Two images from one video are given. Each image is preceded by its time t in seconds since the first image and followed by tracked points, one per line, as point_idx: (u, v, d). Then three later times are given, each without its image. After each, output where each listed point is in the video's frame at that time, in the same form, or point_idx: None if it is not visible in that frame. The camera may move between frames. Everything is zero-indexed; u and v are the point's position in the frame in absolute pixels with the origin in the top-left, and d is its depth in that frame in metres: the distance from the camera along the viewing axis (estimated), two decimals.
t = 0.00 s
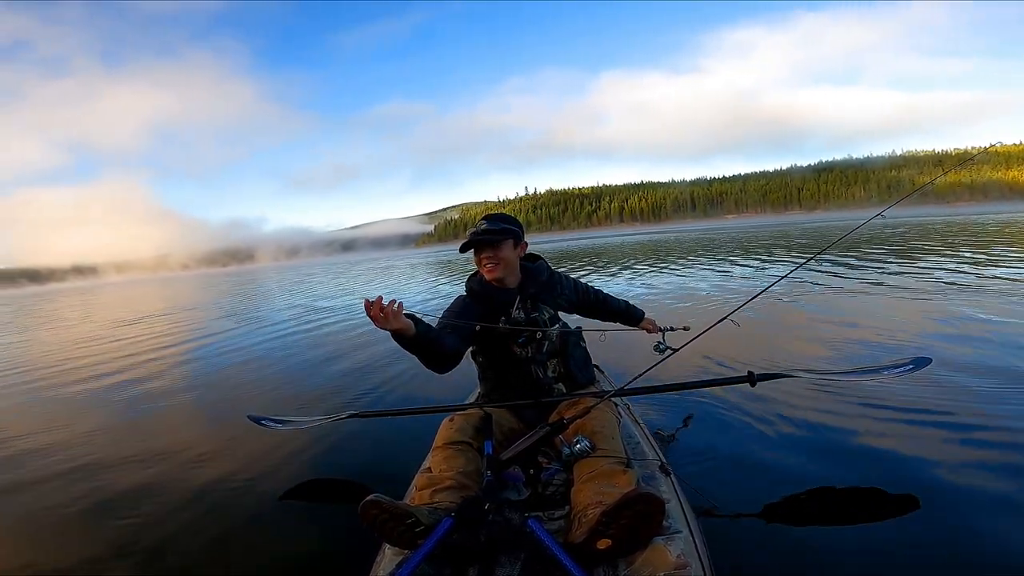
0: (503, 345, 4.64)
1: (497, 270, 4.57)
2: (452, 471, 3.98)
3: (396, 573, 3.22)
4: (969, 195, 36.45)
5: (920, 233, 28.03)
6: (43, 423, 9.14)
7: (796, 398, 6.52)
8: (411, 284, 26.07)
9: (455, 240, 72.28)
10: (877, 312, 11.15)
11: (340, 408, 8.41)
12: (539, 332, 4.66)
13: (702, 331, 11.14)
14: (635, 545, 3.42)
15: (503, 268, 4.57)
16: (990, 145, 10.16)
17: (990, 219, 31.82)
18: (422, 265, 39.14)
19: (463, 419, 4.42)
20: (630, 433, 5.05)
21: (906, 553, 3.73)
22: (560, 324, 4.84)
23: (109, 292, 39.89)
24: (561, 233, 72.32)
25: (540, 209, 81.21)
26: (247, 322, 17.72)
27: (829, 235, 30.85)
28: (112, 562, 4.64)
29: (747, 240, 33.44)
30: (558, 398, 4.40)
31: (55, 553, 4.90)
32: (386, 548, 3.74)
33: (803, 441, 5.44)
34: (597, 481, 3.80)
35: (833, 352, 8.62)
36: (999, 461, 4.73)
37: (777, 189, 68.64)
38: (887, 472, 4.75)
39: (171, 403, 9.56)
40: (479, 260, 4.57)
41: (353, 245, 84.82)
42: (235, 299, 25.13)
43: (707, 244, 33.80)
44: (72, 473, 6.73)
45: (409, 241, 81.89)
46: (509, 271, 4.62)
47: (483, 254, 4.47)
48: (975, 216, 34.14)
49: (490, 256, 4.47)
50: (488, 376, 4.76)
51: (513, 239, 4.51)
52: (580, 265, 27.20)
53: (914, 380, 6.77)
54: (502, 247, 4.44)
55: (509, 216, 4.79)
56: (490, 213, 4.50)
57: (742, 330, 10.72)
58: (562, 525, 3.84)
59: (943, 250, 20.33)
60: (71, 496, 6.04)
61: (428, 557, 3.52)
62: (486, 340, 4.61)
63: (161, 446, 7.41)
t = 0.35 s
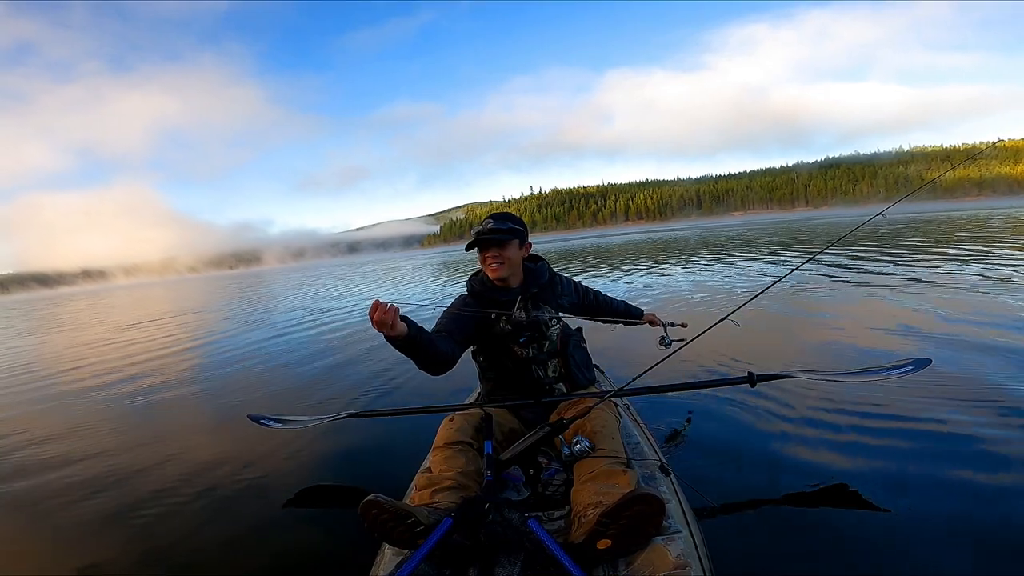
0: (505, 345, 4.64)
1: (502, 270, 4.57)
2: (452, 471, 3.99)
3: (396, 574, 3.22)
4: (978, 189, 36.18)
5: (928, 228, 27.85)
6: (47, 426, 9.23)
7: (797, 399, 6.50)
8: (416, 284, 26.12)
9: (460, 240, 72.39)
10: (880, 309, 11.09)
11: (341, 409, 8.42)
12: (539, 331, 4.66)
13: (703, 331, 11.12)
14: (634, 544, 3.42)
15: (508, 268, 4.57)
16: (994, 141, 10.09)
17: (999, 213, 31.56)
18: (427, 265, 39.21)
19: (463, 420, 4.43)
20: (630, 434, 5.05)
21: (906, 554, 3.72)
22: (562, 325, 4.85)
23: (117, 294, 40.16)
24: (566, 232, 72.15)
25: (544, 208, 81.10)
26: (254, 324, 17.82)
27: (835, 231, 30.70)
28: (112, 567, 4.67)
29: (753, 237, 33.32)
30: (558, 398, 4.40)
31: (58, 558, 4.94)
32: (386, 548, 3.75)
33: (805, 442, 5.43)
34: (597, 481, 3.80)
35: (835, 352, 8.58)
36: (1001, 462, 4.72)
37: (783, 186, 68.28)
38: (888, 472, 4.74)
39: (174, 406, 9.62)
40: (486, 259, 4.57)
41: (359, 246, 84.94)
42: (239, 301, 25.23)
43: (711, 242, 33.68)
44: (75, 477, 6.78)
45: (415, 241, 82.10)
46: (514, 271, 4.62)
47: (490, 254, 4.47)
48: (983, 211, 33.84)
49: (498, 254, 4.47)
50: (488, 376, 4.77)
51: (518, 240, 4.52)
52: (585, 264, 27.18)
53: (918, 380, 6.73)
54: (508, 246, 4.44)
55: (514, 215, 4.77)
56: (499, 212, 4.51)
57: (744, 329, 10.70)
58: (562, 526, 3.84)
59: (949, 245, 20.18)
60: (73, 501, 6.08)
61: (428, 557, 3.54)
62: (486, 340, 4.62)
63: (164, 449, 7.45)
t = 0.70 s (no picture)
0: (506, 345, 4.63)
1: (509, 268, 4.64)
2: (452, 471, 3.99)
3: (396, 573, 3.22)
4: (983, 188, 36.09)
5: (934, 228, 27.74)
6: (50, 426, 9.26)
7: (799, 399, 6.49)
8: (419, 284, 26.15)
9: (466, 240, 72.45)
10: (882, 310, 11.06)
11: (342, 409, 8.42)
12: (541, 331, 4.66)
13: (703, 331, 11.12)
14: (635, 545, 3.42)
15: (516, 267, 4.63)
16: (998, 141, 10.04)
17: (1005, 213, 31.42)
18: (431, 265, 39.23)
19: (463, 420, 4.43)
20: (630, 434, 5.05)
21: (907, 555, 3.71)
22: (563, 324, 4.85)
23: (122, 294, 40.26)
24: (569, 232, 72.15)
25: (548, 208, 81.05)
26: (257, 323, 17.87)
27: (840, 231, 30.62)
28: (111, 566, 4.68)
29: (757, 237, 33.25)
30: (559, 398, 4.40)
31: (59, 557, 4.95)
32: (386, 548, 3.75)
33: (805, 443, 5.43)
34: (597, 481, 3.80)
35: (836, 352, 8.56)
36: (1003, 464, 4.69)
37: (789, 186, 68.03)
38: (889, 474, 4.73)
39: (176, 404, 9.63)
40: (496, 255, 4.65)
41: (365, 246, 85.07)
42: (243, 301, 25.26)
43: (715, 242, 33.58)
44: (77, 476, 6.79)
45: (419, 241, 82.27)
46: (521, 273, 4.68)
47: (503, 250, 4.56)
48: (991, 210, 33.66)
49: (510, 251, 4.56)
50: (490, 376, 4.76)
51: (531, 241, 4.63)
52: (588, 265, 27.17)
53: (920, 382, 6.70)
54: (521, 244, 4.54)
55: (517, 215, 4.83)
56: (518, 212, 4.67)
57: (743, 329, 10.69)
58: (562, 525, 3.85)
59: (953, 245, 20.09)
60: (74, 500, 6.10)
61: (428, 557, 3.54)
62: (489, 340, 4.61)
63: (165, 448, 7.46)
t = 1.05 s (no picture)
0: (506, 345, 4.64)
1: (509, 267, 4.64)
2: (452, 471, 3.99)
3: (396, 574, 3.22)
4: (989, 189, 36.00)
5: (939, 229, 27.66)
6: (49, 423, 9.25)
7: (798, 401, 6.48)
8: (421, 283, 26.16)
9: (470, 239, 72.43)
10: (881, 311, 11.06)
11: (342, 408, 8.41)
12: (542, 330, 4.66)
13: (701, 331, 11.13)
14: (635, 545, 3.42)
15: (515, 266, 4.63)
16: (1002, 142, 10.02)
17: (1011, 213, 31.30)
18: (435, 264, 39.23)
19: (463, 420, 4.43)
20: (630, 434, 5.05)
21: (904, 558, 3.72)
22: (563, 323, 4.85)
23: (125, 293, 40.35)
24: (573, 232, 72.03)
25: (551, 208, 80.97)
26: (260, 322, 17.91)
27: (844, 232, 30.54)
28: (108, 565, 4.67)
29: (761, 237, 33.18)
30: (559, 398, 4.40)
31: (55, 555, 4.94)
32: (386, 548, 3.76)
33: (805, 445, 5.43)
34: (597, 481, 3.80)
35: (835, 354, 8.56)
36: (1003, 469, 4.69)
37: (793, 186, 67.82)
38: (889, 476, 4.72)
39: (175, 402, 9.62)
40: (496, 254, 4.64)
41: (368, 245, 85.18)
42: (244, 300, 25.26)
43: (718, 242, 33.52)
44: (75, 474, 6.79)
45: (422, 241, 82.30)
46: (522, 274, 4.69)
47: (504, 250, 4.56)
48: (997, 211, 33.54)
49: (511, 251, 4.56)
50: (490, 376, 4.76)
51: (532, 242, 4.63)
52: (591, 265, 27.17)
53: (921, 385, 6.68)
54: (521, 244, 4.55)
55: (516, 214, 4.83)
56: (518, 212, 4.67)
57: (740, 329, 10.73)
58: (561, 525, 3.85)
59: (957, 246, 20.04)
60: (72, 498, 6.09)
61: (428, 557, 3.55)
62: (489, 339, 4.62)
63: (163, 446, 7.45)
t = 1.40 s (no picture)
0: (507, 345, 4.63)
1: (509, 267, 4.62)
2: (452, 471, 4.00)
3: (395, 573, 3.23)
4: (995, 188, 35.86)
5: (944, 229, 27.58)
6: (50, 422, 9.27)
7: (799, 401, 6.46)
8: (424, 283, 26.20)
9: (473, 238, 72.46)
10: (883, 312, 11.04)
11: (343, 408, 8.41)
12: (541, 330, 4.67)
13: (700, 331, 11.15)
14: (634, 545, 3.42)
15: (515, 266, 4.61)
16: (1005, 142, 9.97)
17: (1018, 213, 31.18)
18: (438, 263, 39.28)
19: (463, 420, 4.44)
20: (630, 434, 5.05)
21: (906, 559, 3.70)
22: (562, 322, 4.88)
23: (129, 292, 40.44)
24: (576, 231, 71.92)
25: (554, 207, 80.85)
26: (263, 320, 17.96)
27: (849, 231, 30.46)
28: (108, 563, 4.68)
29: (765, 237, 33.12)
30: (558, 398, 4.39)
31: (56, 553, 4.95)
32: (386, 548, 3.76)
33: (807, 445, 5.42)
34: (597, 481, 3.81)
35: (835, 354, 8.55)
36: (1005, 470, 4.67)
37: (799, 186, 67.61)
38: (890, 477, 4.71)
39: (176, 402, 9.63)
40: (495, 255, 4.63)
41: (372, 244, 85.31)
42: (247, 299, 25.27)
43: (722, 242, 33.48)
44: (76, 473, 6.80)
45: (426, 240, 82.35)
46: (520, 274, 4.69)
47: (504, 250, 4.56)
48: (1003, 210, 33.40)
49: (511, 251, 4.56)
50: (490, 376, 4.75)
51: (530, 243, 4.66)
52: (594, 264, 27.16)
53: (923, 386, 6.66)
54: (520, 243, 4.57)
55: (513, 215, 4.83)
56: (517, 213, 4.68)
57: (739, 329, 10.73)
58: (561, 525, 3.85)
59: (961, 246, 19.95)
60: (73, 497, 6.10)
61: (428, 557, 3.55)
62: (489, 339, 4.61)
63: (165, 445, 7.46)
